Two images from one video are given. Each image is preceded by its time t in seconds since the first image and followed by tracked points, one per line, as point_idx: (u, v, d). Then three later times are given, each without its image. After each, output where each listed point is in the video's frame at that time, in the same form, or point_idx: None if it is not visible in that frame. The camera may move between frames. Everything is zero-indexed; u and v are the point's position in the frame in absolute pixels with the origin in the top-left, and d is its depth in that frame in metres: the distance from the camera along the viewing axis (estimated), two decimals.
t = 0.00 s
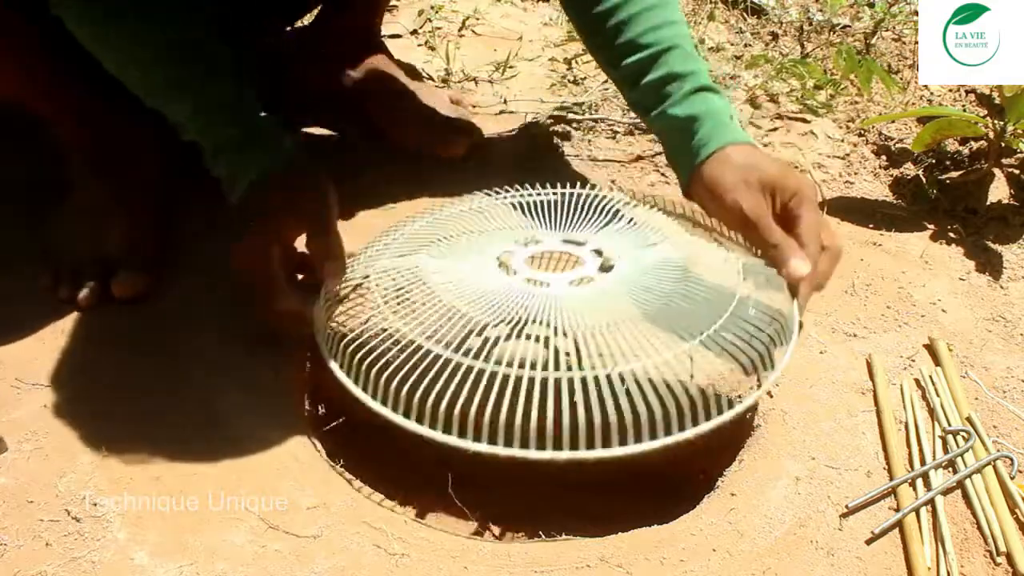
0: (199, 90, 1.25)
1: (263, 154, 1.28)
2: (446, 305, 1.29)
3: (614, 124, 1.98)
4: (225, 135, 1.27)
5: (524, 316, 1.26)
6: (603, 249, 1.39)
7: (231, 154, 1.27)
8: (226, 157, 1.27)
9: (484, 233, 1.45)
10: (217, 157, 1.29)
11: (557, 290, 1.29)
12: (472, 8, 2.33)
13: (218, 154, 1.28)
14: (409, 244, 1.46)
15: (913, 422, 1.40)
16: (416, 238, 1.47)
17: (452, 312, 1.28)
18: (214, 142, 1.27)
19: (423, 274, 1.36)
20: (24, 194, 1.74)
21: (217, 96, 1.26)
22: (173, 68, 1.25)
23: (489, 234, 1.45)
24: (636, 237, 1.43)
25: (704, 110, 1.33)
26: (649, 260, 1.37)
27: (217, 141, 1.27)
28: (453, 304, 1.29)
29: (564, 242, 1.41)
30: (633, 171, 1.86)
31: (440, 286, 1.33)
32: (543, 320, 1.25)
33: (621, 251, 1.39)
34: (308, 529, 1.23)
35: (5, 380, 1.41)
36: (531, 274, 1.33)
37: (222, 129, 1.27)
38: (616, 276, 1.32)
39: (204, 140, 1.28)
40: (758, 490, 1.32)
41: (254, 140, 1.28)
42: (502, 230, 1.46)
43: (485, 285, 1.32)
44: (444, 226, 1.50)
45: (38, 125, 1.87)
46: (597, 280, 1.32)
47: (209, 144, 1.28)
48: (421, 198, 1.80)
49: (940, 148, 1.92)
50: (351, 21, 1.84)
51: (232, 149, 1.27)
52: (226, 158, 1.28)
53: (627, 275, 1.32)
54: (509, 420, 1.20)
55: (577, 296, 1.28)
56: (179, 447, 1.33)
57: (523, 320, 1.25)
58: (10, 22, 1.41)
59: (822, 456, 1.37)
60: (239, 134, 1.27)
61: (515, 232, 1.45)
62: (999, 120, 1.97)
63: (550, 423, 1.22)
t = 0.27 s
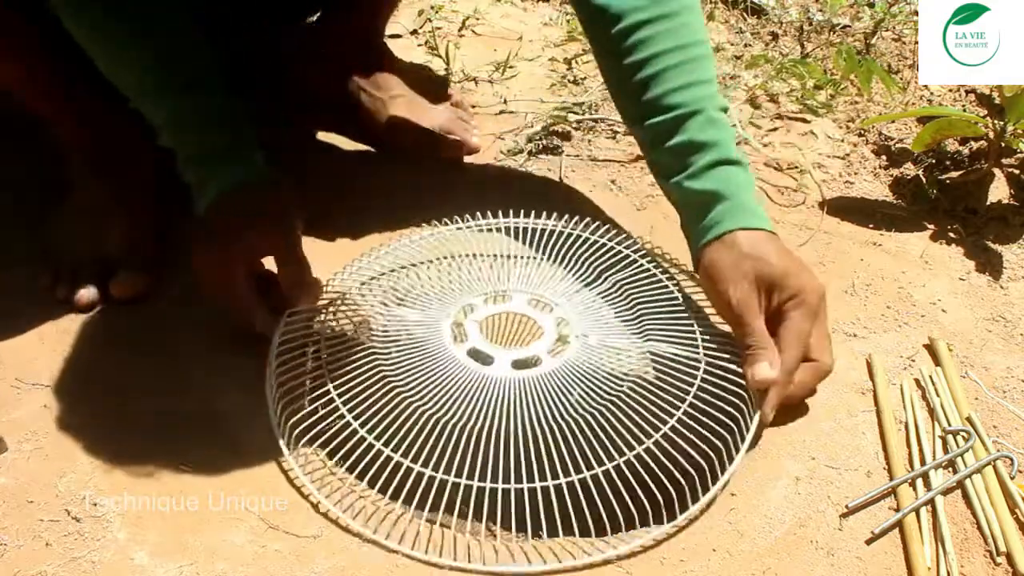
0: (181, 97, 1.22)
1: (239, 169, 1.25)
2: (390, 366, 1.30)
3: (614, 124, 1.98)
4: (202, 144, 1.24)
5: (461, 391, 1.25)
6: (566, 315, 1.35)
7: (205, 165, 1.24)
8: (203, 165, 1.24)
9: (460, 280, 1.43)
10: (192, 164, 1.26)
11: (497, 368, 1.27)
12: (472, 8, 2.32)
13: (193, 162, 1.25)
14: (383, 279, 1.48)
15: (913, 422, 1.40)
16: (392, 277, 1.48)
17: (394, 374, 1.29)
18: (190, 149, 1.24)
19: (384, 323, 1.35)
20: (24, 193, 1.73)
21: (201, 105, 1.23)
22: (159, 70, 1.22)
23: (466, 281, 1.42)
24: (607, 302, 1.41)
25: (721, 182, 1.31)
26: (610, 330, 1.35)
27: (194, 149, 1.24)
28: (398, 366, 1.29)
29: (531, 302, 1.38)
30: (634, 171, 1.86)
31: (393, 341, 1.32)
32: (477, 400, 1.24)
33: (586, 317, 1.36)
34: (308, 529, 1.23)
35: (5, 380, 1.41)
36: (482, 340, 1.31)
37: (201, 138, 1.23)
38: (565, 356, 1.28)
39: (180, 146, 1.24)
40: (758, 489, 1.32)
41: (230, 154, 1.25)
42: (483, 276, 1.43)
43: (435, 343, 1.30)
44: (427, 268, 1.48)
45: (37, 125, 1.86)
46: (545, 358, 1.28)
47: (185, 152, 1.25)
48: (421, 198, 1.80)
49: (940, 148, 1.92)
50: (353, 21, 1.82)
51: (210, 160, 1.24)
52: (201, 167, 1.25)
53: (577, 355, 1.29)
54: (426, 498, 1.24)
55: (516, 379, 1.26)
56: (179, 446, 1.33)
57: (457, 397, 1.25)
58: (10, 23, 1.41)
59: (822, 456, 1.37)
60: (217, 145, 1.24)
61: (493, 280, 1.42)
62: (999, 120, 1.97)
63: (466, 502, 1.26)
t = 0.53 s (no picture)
0: (177, 94, 1.22)
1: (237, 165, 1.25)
2: (398, 359, 1.29)
3: (614, 123, 1.98)
4: (199, 142, 1.23)
5: (468, 385, 1.25)
6: (573, 319, 1.35)
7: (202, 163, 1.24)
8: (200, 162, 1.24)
9: (469, 281, 1.42)
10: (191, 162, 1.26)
11: (505, 364, 1.27)
12: (472, 8, 2.32)
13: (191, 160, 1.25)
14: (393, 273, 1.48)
15: (913, 422, 1.40)
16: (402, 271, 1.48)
17: (402, 368, 1.29)
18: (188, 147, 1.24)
19: (393, 318, 1.35)
20: (24, 193, 1.73)
21: (197, 102, 1.23)
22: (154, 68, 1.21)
23: (476, 281, 1.42)
24: (613, 305, 1.41)
25: (727, 194, 1.34)
26: (616, 332, 1.34)
27: (190, 146, 1.24)
28: (406, 360, 1.29)
29: (539, 305, 1.38)
30: (633, 172, 1.87)
31: (401, 334, 1.32)
32: (484, 395, 1.24)
33: (593, 319, 1.36)
34: (308, 529, 1.23)
35: (5, 380, 1.41)
36: (491, 337, 1.31)
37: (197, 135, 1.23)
38: (572, 357, 1.28)
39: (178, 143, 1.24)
40: (758, 489, 1.32)
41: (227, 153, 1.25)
42: (492, 277, 1.43)
43: (443, 338, 1.30)
44: (437, 267, 1.48)
45: (38, 125, 1.86)
46: (552, 358, 1.28)
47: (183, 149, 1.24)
48: (421, 197, 1.80)
49: (940, 148, 1.92)
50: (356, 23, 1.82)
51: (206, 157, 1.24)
52: (199, 164, 1.25)
53: (583, 355, 1.29)
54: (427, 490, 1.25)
55: (523, 377, 1.25)
56: (178, 446, 1.33)
57: (465, 392, 1.25)
58: (10, 22, 1.42)
59: (822, 457, 1.37)
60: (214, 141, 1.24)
61: (502, 282, 1.42)
62: (999, 120, 1.97)
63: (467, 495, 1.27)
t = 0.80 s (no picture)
0: (175, 98, 1.22)
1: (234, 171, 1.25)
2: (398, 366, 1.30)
3: (614, 123, 1.98)
4: (197, 147, 1.23)
5: (468, 391, 1.25)
6: (573, 324, 1.35)
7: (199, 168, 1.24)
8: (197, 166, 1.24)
9: (468, 287, 1.43)
10: (187, 166, 1.26)
11: (505, 370, 1.27)
12: (472, 7, 2.32)
13: (188, 164, 1.25)
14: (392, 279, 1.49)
15: (913, 422, 1.40)
16: (401, 278, 1.49)
17: (402, 374, 1.29)
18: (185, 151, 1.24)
19: (392, 324, 1.35)
20: (24, 193, 1.73)
21: (195, 107, 1.22)
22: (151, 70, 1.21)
23: (475, 288, 1.42)
24: (613, 309, 1.41)
25: (720, 196, 1.35)
26: (616, 337, 1.35)
27: (188, 150, 1.24)
28: (406, 366, 1.29)
29: (538, 311, 1.38)
30: (633, 172, 1.87)
31: (400, 340, 1.33)
32: (484, 401, 1.25)
33: (593, 324, 1.36)
34: (308, 529, 1.23)
35: (5, 380, 1.41)
36: (490, 344, 1.31)
37: (194, 140, 1.23)
38: (571, 362, 1.29)
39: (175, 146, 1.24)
40: (758, 489, 1.32)
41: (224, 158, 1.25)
42: (492, 283, 1.44)
43: (443, 344, 1.31)
44: (436, 274, 1.48)
45: (38, 124, 1.86)
46: (551, 363, 1.29)
47: (180, 154, 1.25)
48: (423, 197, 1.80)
49: (940, 148, 1.92)
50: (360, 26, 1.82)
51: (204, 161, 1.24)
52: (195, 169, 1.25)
53: (583, 360, 1.29)
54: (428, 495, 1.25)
55: (522, 383, 1.26)
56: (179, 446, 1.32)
57: (465, 398, 1.25)
58: (10, 22, 1.42)
59: (822, 457, 1.37)
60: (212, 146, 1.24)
61: (501, 289, 1.42)
62: (999, 120, 1.97)
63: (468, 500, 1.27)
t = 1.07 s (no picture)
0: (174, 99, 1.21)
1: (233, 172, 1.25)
2: (396, 369, 1.30)
3: (614, 123, 1.98)
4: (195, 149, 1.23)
5: (466, 394, 1.26)
6: (571, 326, 1.36)
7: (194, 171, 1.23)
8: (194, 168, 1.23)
9: (466, 290, 1.44)
10: (185, 167, 1.25)
11: (503, 373, 1.28)
12: (472, 7, 2.32)
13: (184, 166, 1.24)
14: (390, 281, 1.49)
15: (913, 422, 1.40)
16: (400, 280, 1.49)
17: (399, 377, 1.29)
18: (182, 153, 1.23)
19: (391, 327, 1.36)
20: (24, 193, 1.73)
21: (194, 109, 1.22)
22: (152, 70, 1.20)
23: (474, 290, 1.43)
24: (610, 312, 1.42)
25: (708, 200, 1.35)
26: (614, 340, 1.35)
27: (186, 152, 1.23)
28: (404, 368, 1.30)
29: (536, 313, 1.39)
30: (633, 172, 1.87)
31: (398, 343, 1.33)
32: (482, 404, 1.25)
33: (590, 327, 1.37)
34: (308, 529, 1.23)
35: (5, 380, 1.41)
36: (488, 347, 1.32)
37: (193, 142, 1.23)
38: (569, 366, 1.29)
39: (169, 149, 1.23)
40: (758, 490, 1.32)
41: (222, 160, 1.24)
42: (490, 285, 1.44)
43: (441, 347, 1.31)
44: (434, 276, 1.49)
45: (38, 124, 1.86)
46: (548, 367, 1.29)
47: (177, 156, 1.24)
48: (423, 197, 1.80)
49: (940, 148, 1.92)
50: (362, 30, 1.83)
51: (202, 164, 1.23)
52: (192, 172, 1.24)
53: (581, 363, 1.30)
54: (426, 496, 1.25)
55: (520, 386, 1.26)
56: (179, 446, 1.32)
57: (463, 400, 1.25)
58: (10, 22, 1.41)
59: (822, 457, 1.37)
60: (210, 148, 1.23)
61: (499, 291, 1.43)
62: (999, 120, 1.97)
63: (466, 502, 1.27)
